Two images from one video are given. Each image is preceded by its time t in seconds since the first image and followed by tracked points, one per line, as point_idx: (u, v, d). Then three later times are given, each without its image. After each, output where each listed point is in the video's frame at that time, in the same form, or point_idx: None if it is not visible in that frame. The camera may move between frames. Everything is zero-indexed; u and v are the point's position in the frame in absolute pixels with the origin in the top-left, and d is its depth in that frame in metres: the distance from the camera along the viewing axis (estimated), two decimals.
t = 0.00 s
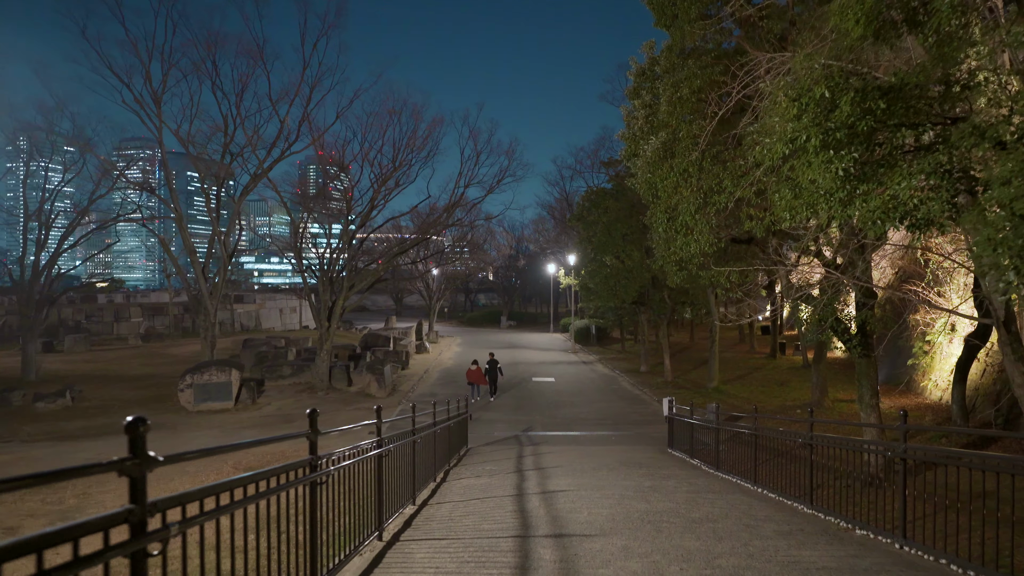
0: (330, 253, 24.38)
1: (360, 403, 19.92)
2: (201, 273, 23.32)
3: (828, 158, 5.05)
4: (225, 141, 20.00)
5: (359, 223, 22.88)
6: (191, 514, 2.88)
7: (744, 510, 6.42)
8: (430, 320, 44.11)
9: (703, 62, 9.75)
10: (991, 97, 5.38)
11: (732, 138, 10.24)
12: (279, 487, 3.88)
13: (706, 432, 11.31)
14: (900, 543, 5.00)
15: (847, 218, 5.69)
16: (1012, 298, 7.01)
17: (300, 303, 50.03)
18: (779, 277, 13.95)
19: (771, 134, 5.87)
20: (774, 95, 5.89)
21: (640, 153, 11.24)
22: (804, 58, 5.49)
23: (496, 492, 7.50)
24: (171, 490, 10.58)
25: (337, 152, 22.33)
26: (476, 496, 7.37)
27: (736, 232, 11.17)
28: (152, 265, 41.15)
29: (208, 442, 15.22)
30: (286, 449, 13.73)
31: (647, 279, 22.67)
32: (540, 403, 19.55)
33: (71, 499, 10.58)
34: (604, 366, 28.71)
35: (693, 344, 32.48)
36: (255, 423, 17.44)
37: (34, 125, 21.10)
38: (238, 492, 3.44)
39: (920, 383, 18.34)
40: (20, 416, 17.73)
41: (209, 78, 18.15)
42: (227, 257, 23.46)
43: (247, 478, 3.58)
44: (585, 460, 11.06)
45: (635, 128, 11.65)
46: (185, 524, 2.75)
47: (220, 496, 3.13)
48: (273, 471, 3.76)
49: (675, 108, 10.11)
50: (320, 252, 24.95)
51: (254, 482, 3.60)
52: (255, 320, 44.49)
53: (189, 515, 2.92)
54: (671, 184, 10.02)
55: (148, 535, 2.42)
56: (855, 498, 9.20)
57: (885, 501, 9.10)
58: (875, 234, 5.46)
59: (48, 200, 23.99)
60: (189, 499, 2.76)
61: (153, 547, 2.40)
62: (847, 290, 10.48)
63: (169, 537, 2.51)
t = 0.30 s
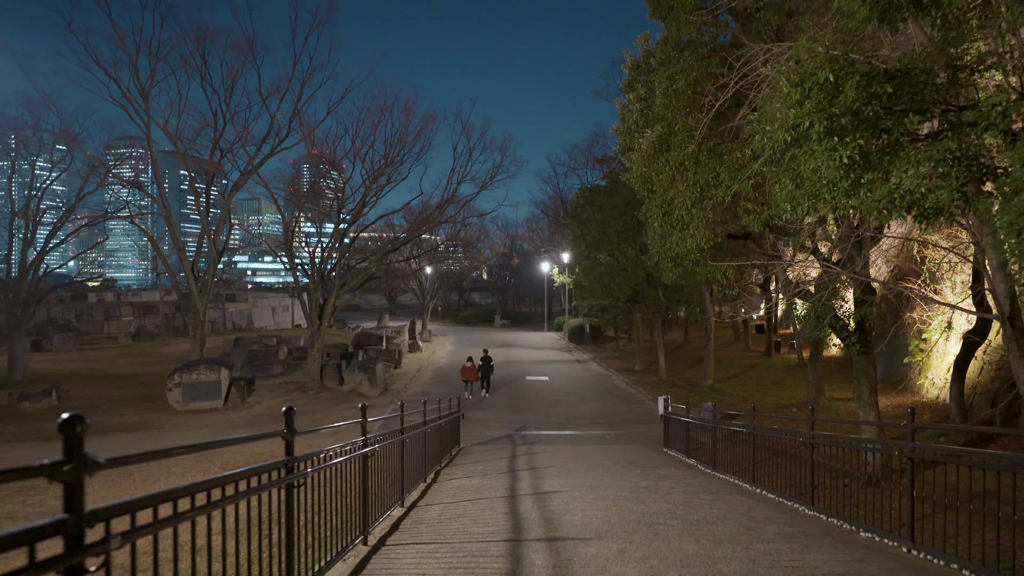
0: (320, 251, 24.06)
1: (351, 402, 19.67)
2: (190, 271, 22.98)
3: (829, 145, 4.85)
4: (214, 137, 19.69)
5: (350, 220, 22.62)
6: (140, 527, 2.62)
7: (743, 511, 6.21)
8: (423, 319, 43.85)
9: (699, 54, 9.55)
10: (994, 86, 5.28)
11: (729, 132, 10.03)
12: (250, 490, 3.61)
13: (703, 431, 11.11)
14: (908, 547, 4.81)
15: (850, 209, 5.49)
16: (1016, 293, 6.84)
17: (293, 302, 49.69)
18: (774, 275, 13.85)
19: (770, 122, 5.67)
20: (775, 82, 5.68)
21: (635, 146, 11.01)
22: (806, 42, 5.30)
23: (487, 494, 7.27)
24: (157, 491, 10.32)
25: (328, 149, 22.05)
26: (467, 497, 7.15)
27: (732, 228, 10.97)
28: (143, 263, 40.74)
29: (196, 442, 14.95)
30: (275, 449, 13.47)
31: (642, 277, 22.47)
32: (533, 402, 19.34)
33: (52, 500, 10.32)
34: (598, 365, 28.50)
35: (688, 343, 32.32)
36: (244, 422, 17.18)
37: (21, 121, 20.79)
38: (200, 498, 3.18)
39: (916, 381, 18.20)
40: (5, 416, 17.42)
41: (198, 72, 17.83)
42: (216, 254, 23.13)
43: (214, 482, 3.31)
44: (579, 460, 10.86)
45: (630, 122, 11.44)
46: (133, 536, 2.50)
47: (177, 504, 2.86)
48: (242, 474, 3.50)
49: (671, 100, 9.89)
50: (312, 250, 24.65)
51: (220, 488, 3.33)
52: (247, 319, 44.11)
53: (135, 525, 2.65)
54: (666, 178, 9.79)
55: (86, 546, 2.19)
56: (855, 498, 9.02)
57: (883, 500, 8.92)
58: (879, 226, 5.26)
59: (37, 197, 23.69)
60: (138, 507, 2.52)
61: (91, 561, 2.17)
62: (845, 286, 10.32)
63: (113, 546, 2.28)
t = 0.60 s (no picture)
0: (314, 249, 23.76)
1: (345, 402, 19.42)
2: (181, 270, 22.65)
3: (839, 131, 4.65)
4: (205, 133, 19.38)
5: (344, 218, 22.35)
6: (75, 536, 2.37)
7: (747, 513, 5.99)
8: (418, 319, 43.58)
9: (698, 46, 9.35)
10: (1003, 74, 5.15)
11: (728, 124, 9.84)
12: (211, 494, 3.29)
13: (703, 431, 10.90)
14: (921, 550, 4.60)
15: (859, 199, 5.28)
16: None
17: (287, 302, 49.32)
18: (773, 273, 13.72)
19: (776, 109, 5.47)
20: (782, 66, 5.47)
21: (634, 140, 10.81)
22: (815, 23, 5.09)
23: (482, 496, 7.04)
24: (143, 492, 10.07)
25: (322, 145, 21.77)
26: (462, 499, 6.91)
27: (731, 224, 10.78)
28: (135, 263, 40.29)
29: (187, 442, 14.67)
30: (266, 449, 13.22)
31: (639, 276, 22.26)
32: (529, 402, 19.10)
33: (36, 502, 10.03)
34: (594, 365, 28.30)
35: (685, 343, 32.14)
36: (235, 422, 16.91)
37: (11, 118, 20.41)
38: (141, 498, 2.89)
39: (916, 381, 18.01)
40: None
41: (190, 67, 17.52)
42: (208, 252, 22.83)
43: (158, 484, 3.04)
44: (576, 461, 10.64)
45: (628, 116, 11.24)
46: (67, 550, 2.27)
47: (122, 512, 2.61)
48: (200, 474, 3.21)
49: (670, 93, 9.66)
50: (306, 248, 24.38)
51: (169, 490, 3.05)
52: (242, 319, 43.73)
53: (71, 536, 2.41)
54: (664, 172, 9.59)
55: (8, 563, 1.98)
56: (858, 499, 8.82)
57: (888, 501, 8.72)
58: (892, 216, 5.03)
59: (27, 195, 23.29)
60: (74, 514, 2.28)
61: None
62: (848, 283, 10.13)
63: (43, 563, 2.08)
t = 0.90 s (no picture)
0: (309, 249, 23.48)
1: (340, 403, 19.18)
2: (175, 270, 22.34)
3: (855, 122, 4.46)
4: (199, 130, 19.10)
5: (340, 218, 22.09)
6: None
7: (753, 522, 5.76)
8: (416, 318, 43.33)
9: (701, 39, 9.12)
10: (1009, 72, 5.06)
11: (731, 120, 9.63)
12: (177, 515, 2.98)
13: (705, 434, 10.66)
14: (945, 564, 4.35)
15: (872, 193, 5.07)
16: None
17: (284, 301, 49.04)
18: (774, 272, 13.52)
19: (785, 101, 5.27)
20: (793, 55, 5.25)
21: (634, 136, 10.59)
22: (829, 8, 4.87)
23: (479, 502, 6.77)
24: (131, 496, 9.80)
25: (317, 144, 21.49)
26: (457, 505, 6.65)
27: (734, 223, 10.56)
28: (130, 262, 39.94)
29: (179, 443, 14.41)
30: (258, 451, 12.97)
31: (638, 276, 22.05)
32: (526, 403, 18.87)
33: (21, 506, 9.78)
34: (592, 365, 28.09)
35: (683, 342, 31.96)
36: (228, 423, 16.66)
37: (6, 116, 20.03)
38: (86, 523, 2.56)
39: (917, 382, 17.81)
40: None
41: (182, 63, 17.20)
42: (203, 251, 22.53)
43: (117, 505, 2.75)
44: (574, 464, 10.41)
45: (629, 111, 11.01)
46: None
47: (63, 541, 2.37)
48: (160, 491, 2.87)
49: (671, 88, 9.44)
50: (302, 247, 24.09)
51: (128, 511, 2.76)
52: (237, 318, 43.36)
53: None
54: (666, 169, 9.38)
55: None
56: (864, 504, 8.59)
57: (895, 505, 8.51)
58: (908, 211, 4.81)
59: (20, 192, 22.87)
60: None
61: None
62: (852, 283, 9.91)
63: None
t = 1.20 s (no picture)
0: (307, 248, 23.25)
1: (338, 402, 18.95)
2: (171, 270, 22.09)
3: (873, 107, 4.33)
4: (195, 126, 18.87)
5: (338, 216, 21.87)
6: None
7: (762, 526, 5.53)
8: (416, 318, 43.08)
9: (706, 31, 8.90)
10: None
11: (737, 113, 9.41)
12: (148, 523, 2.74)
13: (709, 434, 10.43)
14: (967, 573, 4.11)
15: (890, 182, 4.86)
16: None
17: (283, 300, 48.78)
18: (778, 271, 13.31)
19: (798, 84, 5.18)
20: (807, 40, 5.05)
21: (637, 130, 10.38)
22: None
23: (477, 505, 6.54)
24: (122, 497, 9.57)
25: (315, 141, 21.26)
26: (455, 509, 6.42)
27: (738, 219, 10.33)
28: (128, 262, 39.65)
29: (173, 443, 14.18)
30: (254, 452, 12.73)
31: (639, 275, 21.82)
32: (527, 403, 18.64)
33: (10, 508, 9.55)
34: (593, 365, 27.82)
35: (685, 342, 31.70)
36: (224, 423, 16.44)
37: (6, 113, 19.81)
38: (71, 526, 2.36)
39: (923, 381, 17.56)
40: None
41: (178, 58, 16.95)
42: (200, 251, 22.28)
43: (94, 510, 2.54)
44: (575, 465, 10.18)
45: (631, 105, 10.78)
46: None
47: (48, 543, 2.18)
48: (136, 495, 2.60)
49: (675, 80, 9.22)
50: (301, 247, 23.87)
51: (105, 516, 2.55)
52: (236, 318, 43.09)
53: None
54: (669, 163, 9.17)
55: None
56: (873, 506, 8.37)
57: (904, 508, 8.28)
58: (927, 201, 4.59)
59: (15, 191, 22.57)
60: None
61: None
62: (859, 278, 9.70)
63: None
